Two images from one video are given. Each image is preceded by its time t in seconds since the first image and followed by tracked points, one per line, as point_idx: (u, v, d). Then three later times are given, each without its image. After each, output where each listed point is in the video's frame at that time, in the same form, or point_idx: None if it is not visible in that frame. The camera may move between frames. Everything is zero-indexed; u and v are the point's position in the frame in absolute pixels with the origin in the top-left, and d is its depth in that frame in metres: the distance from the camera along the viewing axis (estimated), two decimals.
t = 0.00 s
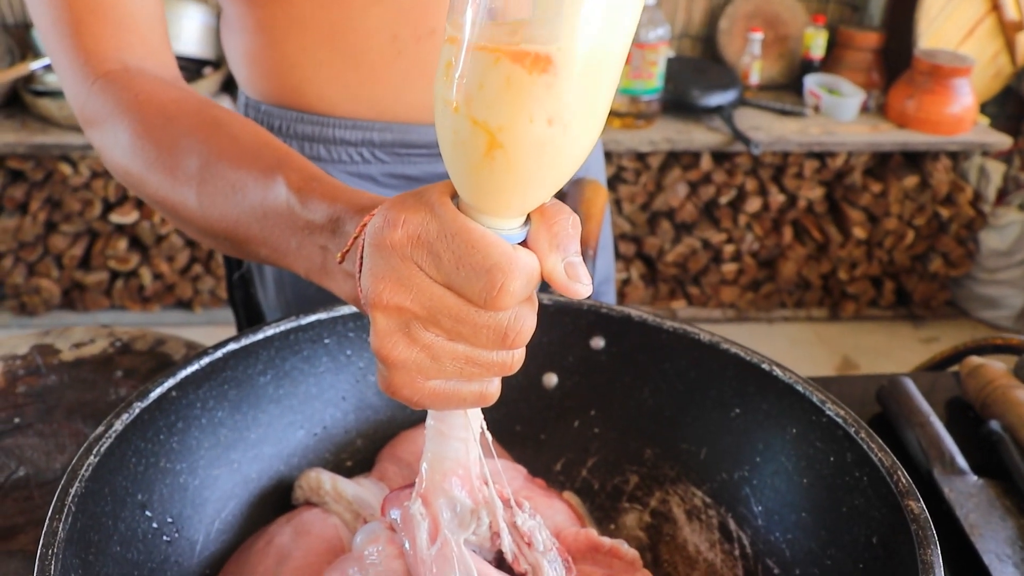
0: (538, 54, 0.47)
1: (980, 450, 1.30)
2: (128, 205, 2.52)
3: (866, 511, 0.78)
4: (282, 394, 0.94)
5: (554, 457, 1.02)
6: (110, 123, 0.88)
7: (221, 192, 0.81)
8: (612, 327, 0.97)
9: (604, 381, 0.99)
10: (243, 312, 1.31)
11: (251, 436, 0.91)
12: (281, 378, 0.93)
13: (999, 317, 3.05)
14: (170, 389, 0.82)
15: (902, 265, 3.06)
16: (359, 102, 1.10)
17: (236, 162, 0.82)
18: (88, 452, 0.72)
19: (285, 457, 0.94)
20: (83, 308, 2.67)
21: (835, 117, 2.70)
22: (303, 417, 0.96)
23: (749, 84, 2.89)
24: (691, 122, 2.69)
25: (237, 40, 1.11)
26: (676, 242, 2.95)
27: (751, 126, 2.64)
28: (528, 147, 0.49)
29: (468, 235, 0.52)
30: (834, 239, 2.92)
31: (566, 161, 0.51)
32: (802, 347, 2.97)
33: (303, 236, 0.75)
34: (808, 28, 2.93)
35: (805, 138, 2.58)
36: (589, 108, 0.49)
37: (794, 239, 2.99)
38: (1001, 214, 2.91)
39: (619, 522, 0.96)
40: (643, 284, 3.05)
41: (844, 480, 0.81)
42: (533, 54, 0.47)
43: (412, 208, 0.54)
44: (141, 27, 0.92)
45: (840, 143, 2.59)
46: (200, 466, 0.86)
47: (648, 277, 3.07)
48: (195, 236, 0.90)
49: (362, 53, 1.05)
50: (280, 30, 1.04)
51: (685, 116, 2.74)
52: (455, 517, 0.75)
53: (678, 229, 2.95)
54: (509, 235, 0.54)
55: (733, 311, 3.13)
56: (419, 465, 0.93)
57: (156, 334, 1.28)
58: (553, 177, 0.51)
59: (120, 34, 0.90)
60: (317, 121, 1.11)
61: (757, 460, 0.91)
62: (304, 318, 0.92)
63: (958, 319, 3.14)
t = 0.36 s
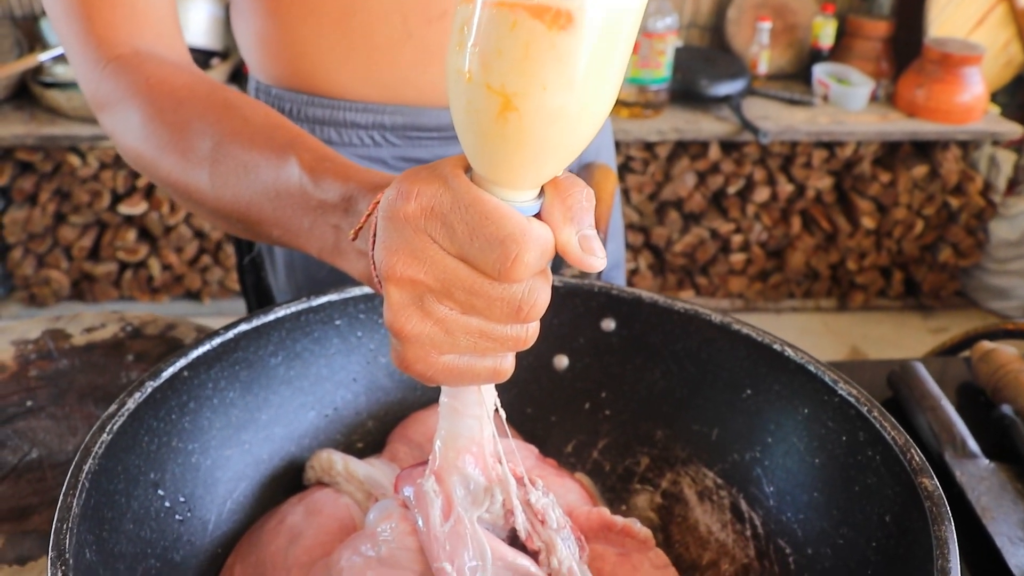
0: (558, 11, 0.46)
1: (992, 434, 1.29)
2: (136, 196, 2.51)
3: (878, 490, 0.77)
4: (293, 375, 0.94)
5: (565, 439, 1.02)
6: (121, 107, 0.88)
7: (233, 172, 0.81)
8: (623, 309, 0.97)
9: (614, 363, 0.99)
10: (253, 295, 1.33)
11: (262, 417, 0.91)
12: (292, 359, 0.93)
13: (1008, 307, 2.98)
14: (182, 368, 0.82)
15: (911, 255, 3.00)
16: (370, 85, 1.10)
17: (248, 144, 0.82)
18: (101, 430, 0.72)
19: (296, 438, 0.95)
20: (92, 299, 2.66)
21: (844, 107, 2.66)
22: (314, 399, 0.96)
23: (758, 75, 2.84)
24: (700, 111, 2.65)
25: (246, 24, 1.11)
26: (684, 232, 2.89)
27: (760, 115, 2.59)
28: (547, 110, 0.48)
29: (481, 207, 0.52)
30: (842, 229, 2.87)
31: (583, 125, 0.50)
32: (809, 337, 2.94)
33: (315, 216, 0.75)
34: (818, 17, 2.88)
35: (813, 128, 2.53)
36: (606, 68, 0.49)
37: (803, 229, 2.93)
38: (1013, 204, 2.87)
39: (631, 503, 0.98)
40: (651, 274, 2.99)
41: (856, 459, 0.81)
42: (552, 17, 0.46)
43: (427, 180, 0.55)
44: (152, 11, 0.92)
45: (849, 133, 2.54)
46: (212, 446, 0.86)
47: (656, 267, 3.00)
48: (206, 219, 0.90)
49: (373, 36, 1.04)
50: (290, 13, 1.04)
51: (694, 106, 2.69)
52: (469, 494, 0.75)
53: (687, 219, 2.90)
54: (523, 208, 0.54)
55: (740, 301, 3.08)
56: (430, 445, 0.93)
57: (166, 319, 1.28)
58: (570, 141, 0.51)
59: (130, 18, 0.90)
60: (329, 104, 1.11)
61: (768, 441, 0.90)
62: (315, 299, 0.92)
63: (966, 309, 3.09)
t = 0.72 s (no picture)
0: None
1: (999, 412, 1.29)
2: (144, 179, 2.44)
3: (886, 461, 0.77)
4: (303, 348, 0.94)
5: (574, 414, 1.03)
6: (134, 82, 0.88)
7: (248, 146, 0.81)
8: (632, 283, 0.96)
9: (623, 338, 0.99)
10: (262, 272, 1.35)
11: (272, 390, 0.92)
12: (302, 332, 0.93)
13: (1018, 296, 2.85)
14: (192, 339, 0.82)
15: (920, 241, 2.88)
16: (381, 60, 1.10)
17: (262, 117, 0.82)
18: (112, 398, 0.72)
19: (305, 411, 0.95)
20: (100, 284, 2.61)
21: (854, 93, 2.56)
22: (323, 371, 0.96)
23: (767, 59, 2.82)
24: (709, 97, 2.55)
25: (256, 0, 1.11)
26: (692, 217, 2.81)
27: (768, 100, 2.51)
28: (569, 70, 0.48)
29: (499, 170, 0.52)
30: (851, 215, 2.77)
31: (603, 88, 0.50)
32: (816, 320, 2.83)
33: (330, 187, 0.74)
34: None
35: (822, 113, 2.45)
36: (629, 30, 0.48)
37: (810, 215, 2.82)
38: None
39: (639, 477, 0.99)
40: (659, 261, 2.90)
41: (864, 431, 0.81)
42: None
43: (444, 142, 0.55)
44: None
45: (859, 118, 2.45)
46: (222, 417, 0.87)
47: (664, 254, 2.91)
48: (220, 194, 0.91)
49: (384, 12, 1.04)
50: None
51: (702, 90, 2.62)
52: (479, 462, 0.77)
53: (695, 204, 2.80)
54: (541, 172, 0.54)
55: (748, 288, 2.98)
56: (438, 418, 0.94)
57: (175, 295, 1.28)
58: (591, 105, 0.50)
59: None
60: (340, 80, 1.11)
61: (777, 414, 0.91)
62: (325, 272, 0.92)
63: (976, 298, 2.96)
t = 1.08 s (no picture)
0: None
1: (1000, 394, 1.29)
2: (144, 166, 2.42)
3: (886, 438, 0.78)
4: (304, 328, 0.94)
5: (575, 392, 1.03)
6: (137, 61, 0.88)
7: (252, 123, 0.81)
8: (632, 262, 0.96)
9: (623, 317, 0.99)
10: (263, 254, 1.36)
11: (273, 368, 0.92)
12: (304, 311, 0.93)
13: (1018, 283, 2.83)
14: (194, 317, 0.82)
15: (920, 228, 2.86)
16: (382, 40, 1.09)
17: (266, 94, 0.82)
18: (114, 373, 0.73)
19: (306, 390, 0.95)
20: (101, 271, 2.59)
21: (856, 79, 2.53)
22: (324, 350, 0.97)
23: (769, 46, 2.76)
24: (710, 82, 2.53)
25: None
26: (693, 205, 2.78)
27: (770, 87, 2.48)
28: (572, 38, 0.48)
29: (502, 137, 0.53)
30: (852, 202, 2.74)
31: (603, 59, 0.49)
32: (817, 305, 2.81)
33: (333, 162, 0.74)
34: None
35: (823, 99, 2.42)
36: None
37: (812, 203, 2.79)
38: None
39: (640, 456, 1.01)
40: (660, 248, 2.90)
41: (864, 408, 0.81)
42: None
43: (447, 112, 0.55)
44: None
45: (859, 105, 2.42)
46: (223, 395, 0.87)
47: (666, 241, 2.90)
48: (222, 172, 0.91)
49: None
50: None
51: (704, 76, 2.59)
52: (481, 435, 0.77)
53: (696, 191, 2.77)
54: (545, 141, 0.55)
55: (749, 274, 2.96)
56: (439, 397, 0.94)
57: (177, 278, 1.28)
58: (594, 75, 0.50)
59: None
60: (339, 60, 1.10)
61: (777, 392, 0.91)
62: (326, 252, 0.92)
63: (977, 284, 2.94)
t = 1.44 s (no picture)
0: None
1: (999, 375, 1.29)
2: (142, 150, 2.35)
3: (882, 412, 0.78)
4: (300, 304, 0.94)
5: (572, 369, 1.03)
6: (143, 36, 0.87)
7: (262, 96, 0.81)
8: (630, 239, 0.96)
9: (622, 294, 0.99)
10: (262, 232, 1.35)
11: (270, 343, 0.92)
12: (300, 287, 0.93)
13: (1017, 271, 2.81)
14: (190, 291, 0.82)
15: (920, 215, 2.85)
16: (381, 14, 1.09)
17: (275, 68, 0.81)
18: (110, 345, 0.72)
19: (303, 364, 0.95)
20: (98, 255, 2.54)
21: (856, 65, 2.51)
22: (321, 327, 0.96)
23: (769, 32, 2.73)
24: (709, 67, 2.51)
25: None
26: (692, 190, 2.76)
27: (770, 72, 2.46)
28: (585, 14, 0.47)
29: (522, 107, 0.52)
30: (852, 188, 2.72)
31: (614, 39, 0.48)
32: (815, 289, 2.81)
33: (344, 135, 0.74)
34: None
35: (823, 86, 2.40)
36: None
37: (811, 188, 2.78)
38: None
39: (636, 432, 1.01)
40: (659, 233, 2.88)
41: (860, 383, 0.81)
42: None
43: (467, 81, 0.55)
44: None
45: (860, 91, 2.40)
46: (220, 370, 0.87)
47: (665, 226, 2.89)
48: (229, 147, 0.90)
49: None
50: None
51: (704, 61, 2.57)
52: (484, 405, 0.77)
53: (695, 176, 2.77)
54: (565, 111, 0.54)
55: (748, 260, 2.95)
56: (435, 371, 0.94)
57: (173, 256, 1.27)
58: (607, 52, 0.49)
59: None
60: (340, 37, 1.10)
61: (773, 369, 0.91)
62: (323, 227, 0.92)
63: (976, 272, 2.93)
